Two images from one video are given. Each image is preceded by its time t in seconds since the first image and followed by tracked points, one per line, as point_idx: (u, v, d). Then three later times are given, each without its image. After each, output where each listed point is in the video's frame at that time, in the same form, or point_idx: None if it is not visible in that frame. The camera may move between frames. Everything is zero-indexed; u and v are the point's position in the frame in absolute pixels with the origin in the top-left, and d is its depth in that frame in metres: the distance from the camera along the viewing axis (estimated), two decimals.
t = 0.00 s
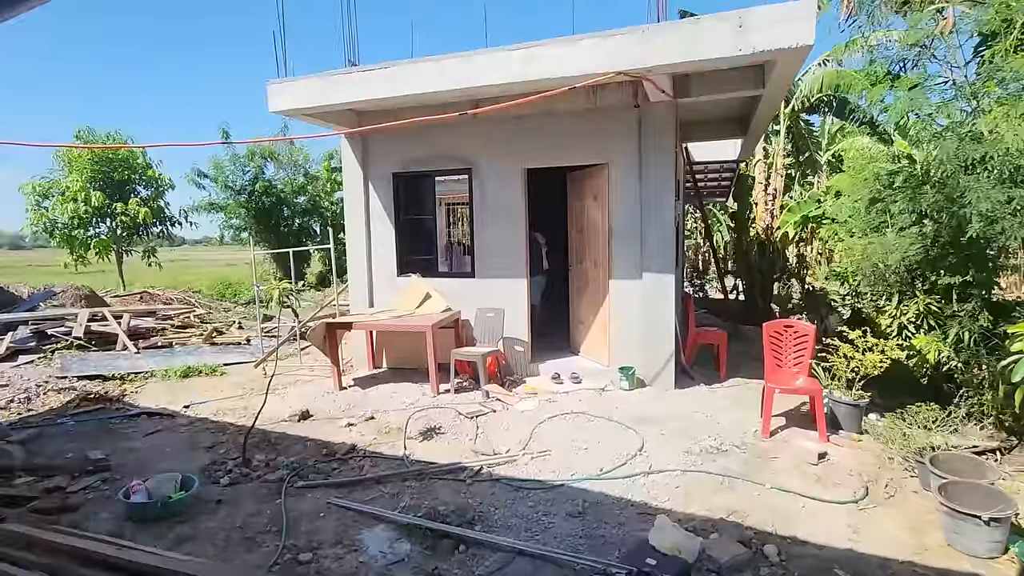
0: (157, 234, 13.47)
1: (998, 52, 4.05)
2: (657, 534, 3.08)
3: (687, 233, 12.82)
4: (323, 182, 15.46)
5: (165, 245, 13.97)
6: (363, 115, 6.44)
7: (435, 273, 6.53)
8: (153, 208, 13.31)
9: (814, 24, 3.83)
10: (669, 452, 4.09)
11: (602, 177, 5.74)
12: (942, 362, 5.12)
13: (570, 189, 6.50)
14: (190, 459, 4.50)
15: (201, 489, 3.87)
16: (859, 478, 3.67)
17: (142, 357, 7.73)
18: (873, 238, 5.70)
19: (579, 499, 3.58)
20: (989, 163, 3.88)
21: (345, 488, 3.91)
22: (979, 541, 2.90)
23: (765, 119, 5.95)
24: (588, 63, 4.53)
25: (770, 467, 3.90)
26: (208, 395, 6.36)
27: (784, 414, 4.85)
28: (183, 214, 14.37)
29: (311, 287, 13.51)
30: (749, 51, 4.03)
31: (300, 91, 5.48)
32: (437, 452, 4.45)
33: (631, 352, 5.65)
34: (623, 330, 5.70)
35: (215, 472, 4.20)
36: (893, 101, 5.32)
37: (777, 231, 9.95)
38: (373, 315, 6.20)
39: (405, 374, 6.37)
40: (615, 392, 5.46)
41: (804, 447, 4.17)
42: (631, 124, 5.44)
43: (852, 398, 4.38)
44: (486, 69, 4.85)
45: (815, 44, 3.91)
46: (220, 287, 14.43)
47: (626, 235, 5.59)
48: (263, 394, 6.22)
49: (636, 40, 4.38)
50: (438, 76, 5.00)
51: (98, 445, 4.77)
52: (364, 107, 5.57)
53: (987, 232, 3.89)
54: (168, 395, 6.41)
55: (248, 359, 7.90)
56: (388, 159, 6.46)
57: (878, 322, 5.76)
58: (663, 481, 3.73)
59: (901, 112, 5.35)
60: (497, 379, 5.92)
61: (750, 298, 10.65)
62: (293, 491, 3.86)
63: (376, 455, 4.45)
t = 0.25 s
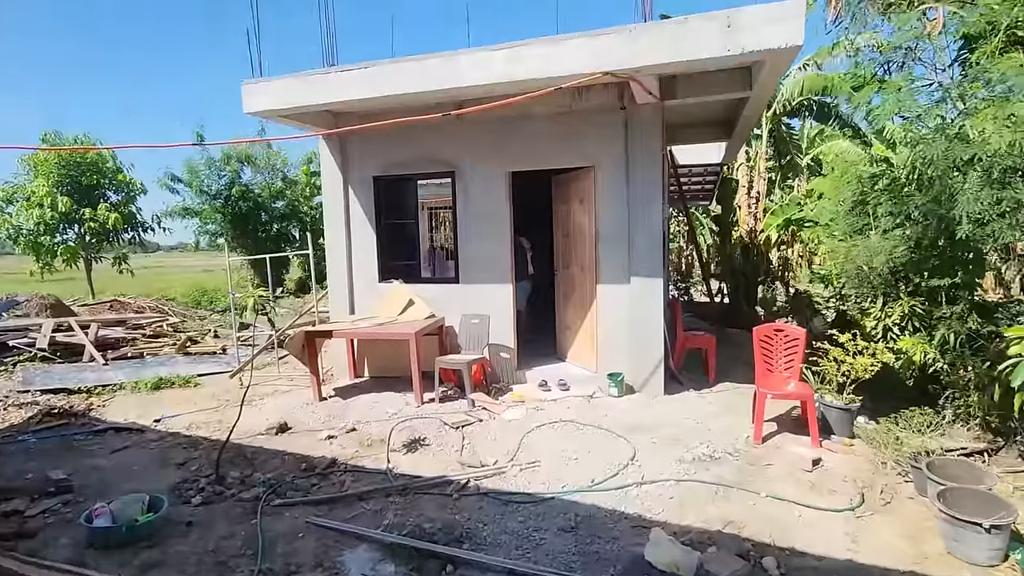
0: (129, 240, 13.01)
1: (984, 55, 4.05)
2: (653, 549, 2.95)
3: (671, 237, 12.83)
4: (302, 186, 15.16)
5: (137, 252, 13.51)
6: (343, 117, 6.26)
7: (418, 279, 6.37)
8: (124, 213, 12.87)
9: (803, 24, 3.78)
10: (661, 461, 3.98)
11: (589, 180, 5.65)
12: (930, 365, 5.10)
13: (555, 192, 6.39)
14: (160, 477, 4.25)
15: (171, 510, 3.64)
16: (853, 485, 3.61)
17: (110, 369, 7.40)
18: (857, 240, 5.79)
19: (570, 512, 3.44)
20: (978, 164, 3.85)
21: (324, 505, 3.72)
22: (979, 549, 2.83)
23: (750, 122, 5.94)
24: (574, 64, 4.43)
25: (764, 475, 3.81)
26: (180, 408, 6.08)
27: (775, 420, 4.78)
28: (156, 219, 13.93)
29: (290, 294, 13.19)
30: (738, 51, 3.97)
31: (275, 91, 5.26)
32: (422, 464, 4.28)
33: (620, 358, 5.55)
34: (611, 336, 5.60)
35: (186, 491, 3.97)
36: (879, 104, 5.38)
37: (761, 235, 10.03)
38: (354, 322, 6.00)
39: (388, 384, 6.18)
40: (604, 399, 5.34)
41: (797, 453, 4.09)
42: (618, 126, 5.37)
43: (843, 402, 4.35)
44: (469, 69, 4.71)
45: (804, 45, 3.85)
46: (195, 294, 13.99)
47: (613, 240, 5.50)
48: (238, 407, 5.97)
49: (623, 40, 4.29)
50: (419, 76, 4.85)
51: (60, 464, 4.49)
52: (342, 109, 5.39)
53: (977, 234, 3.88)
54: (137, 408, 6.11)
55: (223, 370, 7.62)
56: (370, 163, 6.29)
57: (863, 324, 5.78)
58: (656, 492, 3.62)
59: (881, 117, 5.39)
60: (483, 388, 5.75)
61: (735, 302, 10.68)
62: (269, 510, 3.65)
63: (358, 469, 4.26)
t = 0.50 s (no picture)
0: (102, 240, 12.53)
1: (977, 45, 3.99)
2: (651, 555, 2.81)
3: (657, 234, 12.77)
4: (282, 185, 14.84)
5: (110, 253, 13.02)
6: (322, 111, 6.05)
7: (402, 278, 6.18)
8: (96, 213, 12.39)
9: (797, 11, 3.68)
10: (655, 463, 3.86)
11: (577, 175, 5.51)
12: (920, 362, 5.01)
13: (542, 188, 6.25)
14: (128, 488, 4.01)
15: (139, 524, 3.42)
16: (852, 485, 3.52)
17: (79, 374, 7.07)
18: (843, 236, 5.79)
19: (563, 518, 3.29)
20: (973, 158, 3.79)
21: (303, 515, 3.53)
22: (985, 550, 2.73)
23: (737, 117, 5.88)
24: (563, 52, 4.28)
25: (761, 476, 3.71)
26: (152, 415, 5.81)
27: (769, 418, 4.69)
28: (131, 219, 13.47)
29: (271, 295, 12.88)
30: (731, 40, 3.86)
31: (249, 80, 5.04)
32: (407, 470, 4.10)
33: (610, 357, 5.43)
34: (601, 335, 5.47)
35: (156, 503, 3.74)
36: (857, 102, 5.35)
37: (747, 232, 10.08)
38: (335, 323, 5.79)
39: (371, 386, 5.98)
40: (594, 399, 5.21)
41: (793, 452, 4.00)
42: (606, 119, 5.25)
43: (837, 399, 4.28)
44: (453, 59, 4.55)
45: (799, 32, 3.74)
46: (172, 296, 13.54)
47: (603, 236, 5.38)
48: (214, 412, 5.72)
49: (613, 26, 4.15)
50: (401, 65, 4.67)
51: (21, 477, 4.23)
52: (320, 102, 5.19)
53: (973, 229, 3.84)
54: (106, 415, 5.83)
55: (199, 373, 7.33)
56: (350, 158, 6.09)
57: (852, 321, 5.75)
58: (651, 495, 3.49)
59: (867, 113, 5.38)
60: (470, 389, 5.58)
61: (721, 299, 10.66)
62: (244, 522, 3.44)
63: (339, 476, 4.07)
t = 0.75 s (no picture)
0: (96, 239, 12.24)
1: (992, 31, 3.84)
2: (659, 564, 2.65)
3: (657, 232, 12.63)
4: (278, 183, 14.65)
5: (103, 251, 12.72)
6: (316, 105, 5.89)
7: (397, 275, 6.02)
8: (88, 211, 12.09)
9: None
10: (660, 466, 3.70)
11: (577, 168, 5.36)
12: (928, 360, 4.83)
13: (541, 183, 6.10)
14: (110, 493, 3.85)
15: (119, 533, 3.26)
16: (866, 488, 3.37)
17: (66, 376, 6.89)
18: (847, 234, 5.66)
19: (565, 526, 3.13)
20: (991, 146, 3.63)
21: (292, 522, 3.36)
22: (1011, 559, 2.58)
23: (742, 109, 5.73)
24: (563, 39, 4.12)
25: (771, 479, 3.56)
26: (140, 416, 5.64)
27: (776, 419, 4.54)
28: (124, 217, 13.21)
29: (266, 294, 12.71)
30: (738, 24, 3.70)
31: (237, 71, 4.88)
32: (402, 474, 3.94)
33: (611, 356, 5.28)
34: (602, 333, 5.31)
35: (138, 510, 3.58)
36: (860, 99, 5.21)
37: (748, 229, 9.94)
38: (328, 321, 5.63)
39: (366, 386, 5.82)
40: (595, 399, 5.06)
41: (803, 454, 3.84)
42: (608, 110, 5.10)
43: (848, 399, 4.13)
44: (449, 47, 4.38)
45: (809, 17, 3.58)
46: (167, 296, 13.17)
47: (603, 231, 5.22)
48: (203, 413, 5.55)
49: (616, 12, 3.99)
50: (394, 54, 4.50)
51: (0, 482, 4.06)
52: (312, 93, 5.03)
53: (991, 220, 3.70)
54: (93, 417, 5.66)
55: (190, 374, 7.16)
56: (344, 152, 5.93)
57: (856, 317, 5.61)
58: (657, 501, 3.33)
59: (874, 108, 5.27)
60: (467, 389, 5.41)
61: (723, 297, 10.52)
62: (230, 530, 3.28)
63: (331, 480, 3.90)
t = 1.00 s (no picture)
0: (87, 236, 12.00)
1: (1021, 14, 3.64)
2: None
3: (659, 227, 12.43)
4: (273, 178, 14.41)
5: (94, 248, 12.47)
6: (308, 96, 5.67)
7: (394, 271, 5.81)
8: (79, 208, 11.84)
9: None
10: (670, 471, 3.51)
11: (581, 159, 5.16)
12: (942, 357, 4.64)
13: (542, 175, 5.89)
14: (89, 502, 3.64)
15: (96, 546, 3.05)
16: (889, 496, 3.18)
17: (51, 376, 6.66)
18: (856, 227, 5.39)
19: (571, 538, 2.93)
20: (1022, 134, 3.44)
21: (281, 534, 3.16)
22: None
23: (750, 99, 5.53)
24: (567, 22, 3.90)
25: (787, 485, 3.37)
26: (126, 419, 5.43)
27: (789, 420, 4.35)
28: (116, 213, 12.95)
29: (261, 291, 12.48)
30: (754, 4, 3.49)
31: (223, 57, 4.65)
32: (398, 481, 3.74)
33: (616, 355, 5.09)
34: (607, 331, 5.12)
35: (118, 520, 3.38)
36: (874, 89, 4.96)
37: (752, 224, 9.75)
38: (322, 319, 5.42)
39: (361, 386, 5.62)
40: (599, 400, 4.86)
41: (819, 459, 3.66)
42: (612, 98, 4.89)
43: (864, 399, 3.95)
44: (446, 31, 4.17)
45: None
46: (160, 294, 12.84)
47: (608, 224, 5.02)
48: (192, 415, 5.34)
49: None
50: (388, 39, 4.28)
51: None
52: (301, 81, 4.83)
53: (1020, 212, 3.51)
54: (77, 420, 5.45)
55: (181, 374, 6.95)
56: (337, 143, 5.71)
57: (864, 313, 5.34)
58: (668, 510, 3.14)
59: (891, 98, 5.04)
60: (467, 389, 5.21)
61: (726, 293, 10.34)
62: (214, 543, 3.07)
63: (323, 487, 3.70)
